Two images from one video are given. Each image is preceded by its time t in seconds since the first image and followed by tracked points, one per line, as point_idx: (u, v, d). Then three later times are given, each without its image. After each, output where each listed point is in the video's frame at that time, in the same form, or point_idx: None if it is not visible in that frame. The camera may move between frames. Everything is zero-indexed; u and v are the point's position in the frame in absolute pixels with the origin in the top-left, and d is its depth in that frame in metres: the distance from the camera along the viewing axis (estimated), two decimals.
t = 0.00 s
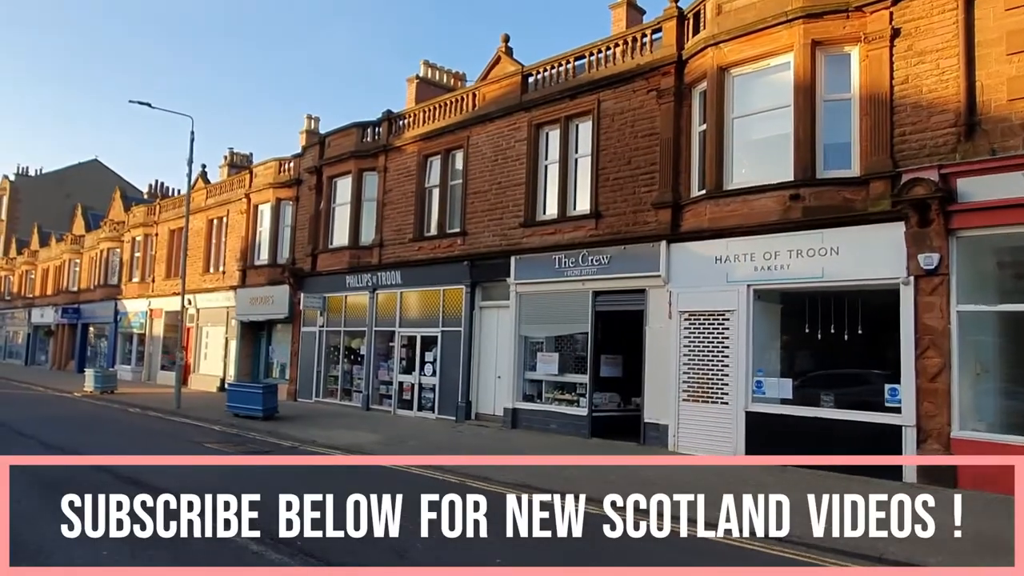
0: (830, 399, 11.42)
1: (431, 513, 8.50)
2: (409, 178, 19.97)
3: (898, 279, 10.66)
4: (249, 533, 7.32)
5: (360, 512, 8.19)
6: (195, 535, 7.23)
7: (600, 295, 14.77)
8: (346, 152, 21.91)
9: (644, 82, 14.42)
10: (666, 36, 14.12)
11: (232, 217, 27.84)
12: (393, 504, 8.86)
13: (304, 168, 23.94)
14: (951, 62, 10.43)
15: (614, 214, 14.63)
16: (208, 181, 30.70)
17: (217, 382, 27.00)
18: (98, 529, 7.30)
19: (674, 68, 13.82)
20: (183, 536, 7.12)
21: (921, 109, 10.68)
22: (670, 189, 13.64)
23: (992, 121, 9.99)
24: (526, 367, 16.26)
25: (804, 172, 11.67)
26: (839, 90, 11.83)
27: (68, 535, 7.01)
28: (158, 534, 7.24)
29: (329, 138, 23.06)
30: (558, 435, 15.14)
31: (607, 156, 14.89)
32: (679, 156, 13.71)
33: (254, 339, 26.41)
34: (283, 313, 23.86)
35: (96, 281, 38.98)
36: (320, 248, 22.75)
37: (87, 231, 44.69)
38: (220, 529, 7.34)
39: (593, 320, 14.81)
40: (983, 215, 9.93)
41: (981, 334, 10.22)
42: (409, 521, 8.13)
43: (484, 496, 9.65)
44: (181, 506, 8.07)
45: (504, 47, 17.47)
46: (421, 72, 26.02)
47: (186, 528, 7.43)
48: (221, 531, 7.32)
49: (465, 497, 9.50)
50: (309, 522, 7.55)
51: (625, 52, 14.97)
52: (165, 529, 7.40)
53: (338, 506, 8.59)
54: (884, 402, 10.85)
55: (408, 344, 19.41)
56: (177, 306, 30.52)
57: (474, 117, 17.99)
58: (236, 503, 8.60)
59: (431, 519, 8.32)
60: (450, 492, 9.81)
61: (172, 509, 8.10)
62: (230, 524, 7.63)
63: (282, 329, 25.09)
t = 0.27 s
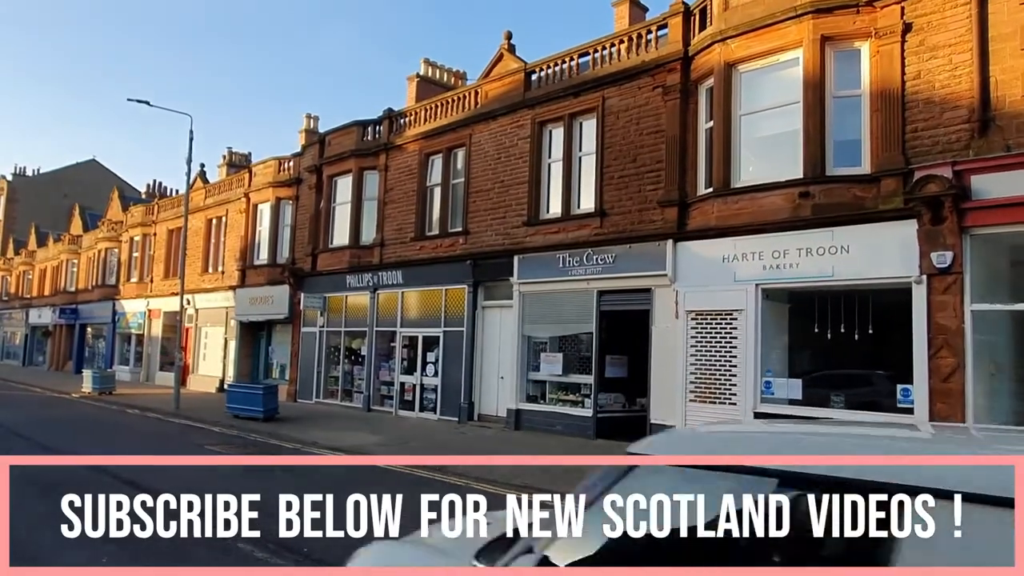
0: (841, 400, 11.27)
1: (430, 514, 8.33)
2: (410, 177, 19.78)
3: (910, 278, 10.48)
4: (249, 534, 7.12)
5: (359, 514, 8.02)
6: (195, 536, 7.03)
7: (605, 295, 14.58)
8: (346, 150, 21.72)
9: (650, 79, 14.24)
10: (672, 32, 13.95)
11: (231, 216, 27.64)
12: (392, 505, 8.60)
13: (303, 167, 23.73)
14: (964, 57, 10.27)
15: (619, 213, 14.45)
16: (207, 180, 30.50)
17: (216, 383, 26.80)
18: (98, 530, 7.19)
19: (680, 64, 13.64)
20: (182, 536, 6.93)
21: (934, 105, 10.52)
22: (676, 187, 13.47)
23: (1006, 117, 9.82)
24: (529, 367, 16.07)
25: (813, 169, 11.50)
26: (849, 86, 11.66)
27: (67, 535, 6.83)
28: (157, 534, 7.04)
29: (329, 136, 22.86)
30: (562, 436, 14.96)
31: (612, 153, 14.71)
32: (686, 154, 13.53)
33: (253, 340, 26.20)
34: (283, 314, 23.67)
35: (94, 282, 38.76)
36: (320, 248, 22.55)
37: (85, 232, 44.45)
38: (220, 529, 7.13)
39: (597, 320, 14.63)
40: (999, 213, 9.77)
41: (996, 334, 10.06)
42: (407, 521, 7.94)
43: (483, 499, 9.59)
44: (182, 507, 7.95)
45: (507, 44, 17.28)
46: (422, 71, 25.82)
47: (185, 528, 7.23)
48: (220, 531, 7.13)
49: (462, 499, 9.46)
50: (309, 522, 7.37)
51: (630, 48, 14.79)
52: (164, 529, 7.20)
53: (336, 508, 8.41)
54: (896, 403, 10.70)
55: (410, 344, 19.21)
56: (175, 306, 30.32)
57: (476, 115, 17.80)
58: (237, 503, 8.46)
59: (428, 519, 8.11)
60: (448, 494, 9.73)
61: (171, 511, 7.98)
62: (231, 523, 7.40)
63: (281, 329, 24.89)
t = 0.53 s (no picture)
0: (834, 401, 11.15)
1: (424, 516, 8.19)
2: (399, 176, 19.54)
3: (905, 277, 10.38)
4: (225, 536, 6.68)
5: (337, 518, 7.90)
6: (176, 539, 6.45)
7: (597, 295, 14.46)
8: (334, 148, 21.44)
9: (641, 77, 14.11)
10: (664, 30, 13.82)
11: (217, 215, 27.26)
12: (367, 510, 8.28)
13: (290, 166, 23.42)
14: (959, 55, 10.20)
15: (610, 212, 14.31)
16: (191, 179, 30.08)
17: (200, 384, 26.40)
18: (95, 530, 6.80)
19: (672, 62, 13.51)
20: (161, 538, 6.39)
21: (929, 103, 10.44)
22: (669, 186, 13.34)
23: (1002, 116, 9.76)
24: (519, 368, 15.86)
25: (807, 168, 11.39)
26: (842, 84, 11.57)
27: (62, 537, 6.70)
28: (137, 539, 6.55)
29: (315, 134, 22.57)
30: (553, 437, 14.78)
31: (603, 152, 14.56)
32: (678, 152, 13.40)
33: (239, 340, 25.84)
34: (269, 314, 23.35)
35: (77, 282, 38.18)
36: (307, 247, 22.25)
37: (66, 231, 43.80)
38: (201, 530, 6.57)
39: (588, 320, 14.49)
40: (995, 212, 9.70)
41: (991, 336, 9.97)
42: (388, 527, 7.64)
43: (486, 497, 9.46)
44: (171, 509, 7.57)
45: (497, 41, 17.09)
46: (410, 69, 25.57)
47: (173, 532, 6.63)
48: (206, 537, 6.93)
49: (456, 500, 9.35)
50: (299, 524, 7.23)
51: (622, 46, 14.65)
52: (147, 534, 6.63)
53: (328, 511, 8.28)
54: (891, 404, 10.57)
55: (398, 344, 18.96)
56: (159, 306, 29.89)
57: (466, 113, 17.60)
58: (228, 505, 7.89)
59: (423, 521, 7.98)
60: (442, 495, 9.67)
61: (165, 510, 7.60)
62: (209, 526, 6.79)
63: (267, 329, 24.56)
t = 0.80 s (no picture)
0: (798, 398, 11.25)
1: (429, 514, 8.34)
2: (361, 172, 19.21)
3: (867, 276, 10.50)
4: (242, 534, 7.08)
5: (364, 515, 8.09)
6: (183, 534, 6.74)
7: (562, 294, 14.36)
8: (294, 144, 20.99)
9: (607, 75, 14.06)
10: (630, 27, 13.78)
11: (173, 211, 26.53)
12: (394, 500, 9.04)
13: (249, 161, 22.88)
14: (920, 56, 10.33)
15: (576, 210, 14.23)
16: (146, 174, 29.24)
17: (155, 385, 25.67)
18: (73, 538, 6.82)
19: (638, 60, 13.48)
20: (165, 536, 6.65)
21: (890, 103, 10.56)
22: (635, 184, 13.32)
23: (961, 117, 9.91)
24: (484, 367, 15.70)
25: (772, 167, 11.46)
26: (806, 84, 11.65)
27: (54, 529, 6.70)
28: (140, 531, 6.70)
29: (275, 129, 22.07)
30: (519, 437, 14.67)
31: (569, 149, 14.48)
32: (643, 150, 13.38)
33: (196, 340, 25.19)
34: (227, 313, 22.79)
35: (25, 280, 36.83)
36: (267, 244, 21.77)
37: (14, 227, 42.26)
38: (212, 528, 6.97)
39: (554, 319, 14.38)
40: (954, 211, 9.84)
41: (951, 333, 10.15)
42: (408, 521, 7.98)
43: (484, 496, 9.58)
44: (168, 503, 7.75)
45: (462, 36, 16.89)
46: (373, 64, 25.19)
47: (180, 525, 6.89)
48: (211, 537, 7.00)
49: (466, 497, 9.53)
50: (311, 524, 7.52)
51: (588, 43, 14.58)
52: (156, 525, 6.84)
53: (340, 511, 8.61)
54: (852, 401, 10.68)
55: (361, 344, 18.65)
56: (112, 305, 29.00)
57: (430, 109, 17.37)
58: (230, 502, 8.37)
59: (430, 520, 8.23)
60: (450, 492, 9.86)
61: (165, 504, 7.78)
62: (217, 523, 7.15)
63: (225, 329, 23.97)
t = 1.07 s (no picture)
0: (766, 398, 11.21)
1: (430, 514, 8.77)
2: (325, 169, 18.79)
3: (835, 275, 10.52)
4: (249, 533, 7.61)
5: (360, 513, 8.66)
6: (192, 535, 7.37)
7: (529, 293, 14.16)
8: (256, 139, 20.45)
9: (576, 72, 13.91)
10: (599, 24, 13.66)
11: (128, 208, 25.71)
12: (393, 504, 9.41)
13: (208, 157, 22.26)
14: (886, 57, 10.37)
15: (544, 208, 14.06)
16: (101, 169, 28.29)
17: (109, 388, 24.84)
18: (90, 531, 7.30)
19: (607, 57, 13.36)
20: (180, 536, 7.25)
21: (857, 103, 10.58)
22: (603, 182, 13.19)
23: (927, 117, 9.97)
24: (451, 368, 15.42)
25: (741, 166, 11.42)
26: (773, 83, 11.63)
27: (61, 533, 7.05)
28: (156, 533, 7.32)
29: (236, 124, 21.48)
30: (486, 439, 14.44)
31: (537, 147, 14.31)
32: (612, 149, 13.27)
33: (152, 341, 24.44)
34: (184, 313, 22.11)
35: None
36: (227, 242, 21.18)
37: None
38: (218, 528, 7.56)
39: (522, 319, 14.18)
40: (919, 211, 9.86)
41: (916, 332, 10.21)
42: (409, 521, 8.45)
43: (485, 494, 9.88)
44: (177, 506, 8.33)
45: (428, 31, 16.60)
46: (337, 60, 24.70)
47: (186, 528, 7.55)
48: (222, 531, 7.54)
49: (465, 498, 9.73)
50: (308, 523, 7.99)
51: (556, 40, 14.42)
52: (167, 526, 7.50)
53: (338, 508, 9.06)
54: (820, 401, 10.69)
55: (324, 344, 18.24)
56: (64, 304, 28.01)
57: (395, 105, 17.05)
58: (237, 503, 8.96)
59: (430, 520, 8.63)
60: (449, 493, 10.04)
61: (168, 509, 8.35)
62: (229, 524, 7.83)
63: (183, 329, 23.28)
